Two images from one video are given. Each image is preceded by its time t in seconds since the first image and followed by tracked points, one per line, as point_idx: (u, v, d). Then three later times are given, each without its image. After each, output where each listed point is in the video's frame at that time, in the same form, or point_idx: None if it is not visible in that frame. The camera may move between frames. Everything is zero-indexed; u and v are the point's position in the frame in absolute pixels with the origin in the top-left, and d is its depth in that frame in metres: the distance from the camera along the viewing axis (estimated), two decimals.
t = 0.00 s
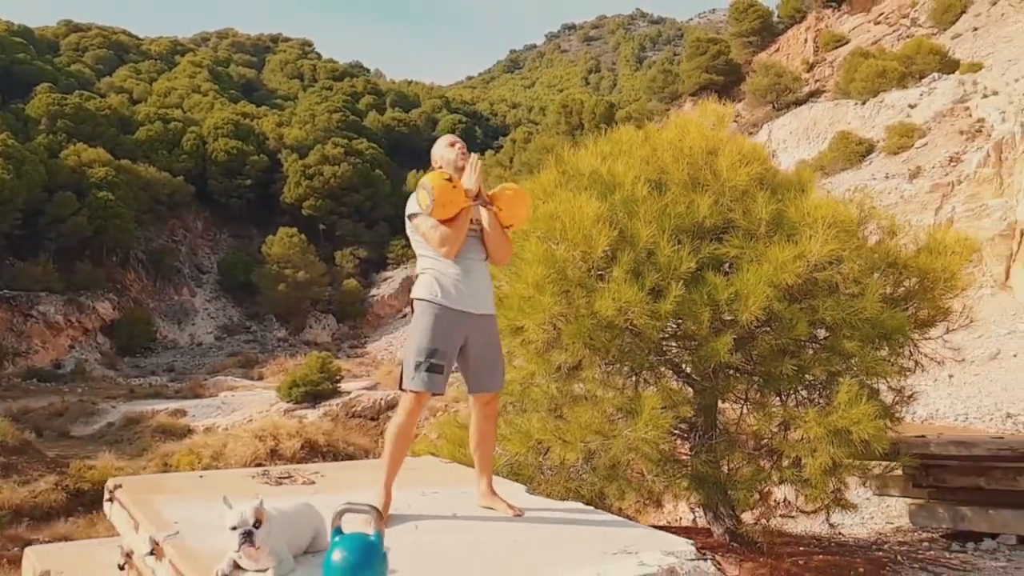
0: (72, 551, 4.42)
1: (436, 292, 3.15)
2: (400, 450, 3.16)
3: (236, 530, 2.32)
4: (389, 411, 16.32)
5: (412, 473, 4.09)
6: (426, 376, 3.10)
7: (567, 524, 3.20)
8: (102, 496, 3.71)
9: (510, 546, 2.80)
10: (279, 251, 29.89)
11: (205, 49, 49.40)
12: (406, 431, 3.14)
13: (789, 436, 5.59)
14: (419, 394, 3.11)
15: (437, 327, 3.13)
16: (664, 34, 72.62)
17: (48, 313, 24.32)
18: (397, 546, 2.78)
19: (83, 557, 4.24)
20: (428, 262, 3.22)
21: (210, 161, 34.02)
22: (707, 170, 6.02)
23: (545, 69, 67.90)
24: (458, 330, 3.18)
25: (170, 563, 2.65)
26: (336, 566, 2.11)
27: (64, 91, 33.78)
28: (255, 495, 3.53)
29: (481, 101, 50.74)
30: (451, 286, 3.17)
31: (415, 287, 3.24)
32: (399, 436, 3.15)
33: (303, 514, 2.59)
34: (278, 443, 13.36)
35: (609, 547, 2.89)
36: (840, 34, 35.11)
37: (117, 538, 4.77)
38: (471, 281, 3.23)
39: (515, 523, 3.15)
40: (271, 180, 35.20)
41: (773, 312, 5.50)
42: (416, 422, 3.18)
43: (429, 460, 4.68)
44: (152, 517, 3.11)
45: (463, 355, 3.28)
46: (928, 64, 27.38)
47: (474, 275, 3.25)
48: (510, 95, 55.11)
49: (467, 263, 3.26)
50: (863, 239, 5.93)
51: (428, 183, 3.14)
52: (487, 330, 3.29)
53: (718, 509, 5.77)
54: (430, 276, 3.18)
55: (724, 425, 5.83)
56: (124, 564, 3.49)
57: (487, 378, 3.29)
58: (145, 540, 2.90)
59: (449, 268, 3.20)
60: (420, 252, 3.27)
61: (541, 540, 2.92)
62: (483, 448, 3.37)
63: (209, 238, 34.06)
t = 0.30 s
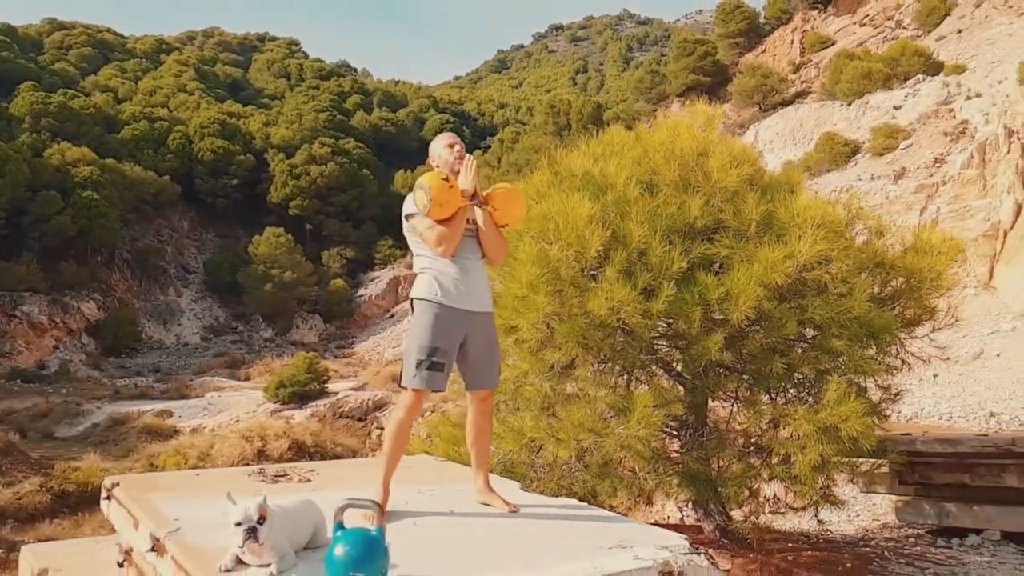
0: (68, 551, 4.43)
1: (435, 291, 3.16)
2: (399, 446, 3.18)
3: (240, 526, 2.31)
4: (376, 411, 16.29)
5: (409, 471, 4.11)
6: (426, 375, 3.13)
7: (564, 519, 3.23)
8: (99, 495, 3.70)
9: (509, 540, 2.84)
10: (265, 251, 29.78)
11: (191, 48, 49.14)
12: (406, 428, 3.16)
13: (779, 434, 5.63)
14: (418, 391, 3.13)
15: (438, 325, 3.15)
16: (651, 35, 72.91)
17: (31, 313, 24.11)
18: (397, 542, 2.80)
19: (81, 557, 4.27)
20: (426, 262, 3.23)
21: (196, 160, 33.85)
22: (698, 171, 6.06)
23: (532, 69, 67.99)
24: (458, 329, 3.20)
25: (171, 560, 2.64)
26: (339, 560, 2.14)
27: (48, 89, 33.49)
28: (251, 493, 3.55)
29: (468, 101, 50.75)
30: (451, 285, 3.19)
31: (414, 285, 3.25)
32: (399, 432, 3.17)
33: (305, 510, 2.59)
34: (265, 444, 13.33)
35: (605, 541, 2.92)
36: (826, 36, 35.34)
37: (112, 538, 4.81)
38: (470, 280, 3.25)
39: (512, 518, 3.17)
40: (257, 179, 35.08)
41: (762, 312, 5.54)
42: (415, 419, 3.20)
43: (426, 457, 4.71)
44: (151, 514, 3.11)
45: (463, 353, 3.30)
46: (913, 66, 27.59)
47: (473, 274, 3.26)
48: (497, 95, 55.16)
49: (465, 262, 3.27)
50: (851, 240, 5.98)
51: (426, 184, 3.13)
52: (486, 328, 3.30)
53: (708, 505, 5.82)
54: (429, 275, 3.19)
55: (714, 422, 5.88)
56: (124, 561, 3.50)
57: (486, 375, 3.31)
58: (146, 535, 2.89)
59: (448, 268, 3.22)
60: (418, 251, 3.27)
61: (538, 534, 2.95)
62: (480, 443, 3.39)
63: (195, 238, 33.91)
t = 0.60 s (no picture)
0: (65, 550, 4.45)
1: (433, 291, 3.18)
2: (398, 444, 3.20)
3: (243, 524, 2.34)
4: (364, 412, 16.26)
5: (405, 469, 4.14)
6: (426, 373, 3.15)
7: (561, 515, 3.26)
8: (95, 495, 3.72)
9: (508, 535, 2.87)
10: (251, 250, 29.65)
11: (176, 45, 48.82)
12: (405, 426, 3.18)
13: (768, 432, 5.69)
14: (417, 390, 3.15)
15: (437, 323, 3.17)
16: (639, 35, 73.11)
17: (14, 313, 23.89)
18: (397, 538, 2.83)
19: (80, 555, 4.30)
20: (424, 263, 3.26)
21: (182, 159, 33.67)
22: (690, 173, 6.09)
23: (520, 69, 68.00)
24: (457, 328, 3.22)
25: (174, 557, 2.66)
26: (343, 555, 2.18)
27: (31, 87, 33.20)
28: (248, 492, 3.58)
29: (456, 100, 50.72)
30: (450, 284, 3.21)
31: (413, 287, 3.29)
32: (398, 429, 3.19)
33: (308, 506, 2.60)
34: (252, 445, 13.24)
35: (603, 536, 2.95)
36: (813, 38, 35.56)
37: (110, 537, 4.84)
38: (468, 280, 3.27)
39: (510, 515, 3.20)
40: (244, 178, 34.95)
41: (753, 312, 5.58)
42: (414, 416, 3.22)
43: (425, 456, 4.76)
44: (150, 511, 3.14)
45: (462, 351, 3.33)
46: (897, 68, 27.83)
47: (471, 274, 3.29)
48: (485, 95, 55.17)
49: (463, 262, 3.30)
50: (840, 241, 6.04)
51: (422, 188, 3.15)
52: (484, 327, 3.33)
53: (699, 502, 5.87)
54: (427, 275, 3.22)
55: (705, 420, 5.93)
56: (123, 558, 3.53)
57: (485, 373, 3.34)
58: (147, 533, 2.91)
59: (446, 268, 3.24)
60: (417, 253, 3.29)
61: (535, 530, 2.98)
62: (478, 441, 3.42)
63: (181, 237, 33.70)
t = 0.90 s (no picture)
0: (63, 549, 4.47)
1: (432, 289, 3.20)
2: (395, 441, 3.21)
3: (246, 523, 2.35)
4: (352, 412, 16.23)
5: (403, 468, 4.17)
6: (423, 370, 3.15)
7: (558, 513, 3.28)
8: (94, 494, 3.75)
9: (507, 533, 2.88)
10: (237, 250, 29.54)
11: (162, 43, 48.55)
12: (402, 423, 3.20)
13: (760, 430, 5.71)
14: (415, 386, 3.16)
15: (435, 320, 3.18)
16: (626, 36, 73.30)
17: None
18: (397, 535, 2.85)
19: (79, 554, 4.32)
20: (422, 262, 3.28)
21: (167, 158, 33.46)
22: (682, 175, 6.13)
23: (508, 69, 68.02)
24: (455, 326, 3.23)
25: (176, 555, 2.67)
26: (347, 552, 2.20)
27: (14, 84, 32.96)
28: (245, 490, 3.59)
29: (444, 100, 50.69)
30: (447, 283, 3.22)
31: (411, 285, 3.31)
32: (395, 426, 3.21)
33: (310, 504, 2.61)
34: (239, 445, 13.15)
35: (599, 534, 2.96)
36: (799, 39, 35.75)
37: (107, 535, 4.85)
38: (466, 278, 3.29)
39: (507, 513, 3.21)
40: (230, 177, 34.82)
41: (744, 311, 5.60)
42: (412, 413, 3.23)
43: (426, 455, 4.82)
44: (149, 509, 3.16)
45: (459, 349, 3.35)
46: (883, 70, 28.05)
47: (468, 273, 3.31)
48: (473, 94, 55.17)
49: (462, 261, 3.32)
50: (830, 242, 6.09)
51: (422, 187, 3.16)
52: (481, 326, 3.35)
53: (690, 500, 5.90)
54: (426, 274, 3.24)
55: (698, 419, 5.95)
56: (122, 556, 3.55)
57: (481, 370, 3.36)
58: (147, 531, 2.93)
59: (444, 267, 3.26)
60: (416, 252, 3.31)
61: (532, 527, 3.00)
62: (476, 438, 3.44)
63: (166, 237, 33.49)
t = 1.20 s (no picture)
0: (57, 549, 4.44)
1: (433, 288, 3.22)
2: (395, 438, 3.22)
3: (248, 523, 2.36)
4: (339, 411, 16.21)
5: (400, 467, 4.17)
6: (424, 368, 3.16)
7: (556, 511, 3.30)
8: (91, 494, 3.75)
9: (507, 530, 2.91)
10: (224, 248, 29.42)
11: (148, 40, 48.24)
12: (402, 419, 3.21)
13: (752, 430, 5.73)
14: (415, 385, 3.17)
15: (436, 320, 3.20)
16: (614, 36, 73.48)
17: None
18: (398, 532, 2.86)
19: (74, 553, 4.31)
20: (424, 261, 3.30)
21: (153, 156, 33.27)
22: (676, 177, 6.16)
23: (497, 68, 68.04)
24: (455, 325, 3.25)
25: (179, 553, 2.67)
26: (351, 549, 2.21)
27: None
28: (242, 489, 3.60)
29: (432, 99, 50.64)
30: (448, 282, 3.24)
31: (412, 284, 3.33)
32: (395, 424, 3.23)
33: (312, 502, 2.62)
34: (226, 444, 13.06)
35: (599, 531, 2.99)
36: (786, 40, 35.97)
37: (102, 535, 4.82)
38: (467, 277, 3.31)
39: (506, 512, 3.23)
40: (216, 176, 34.72)
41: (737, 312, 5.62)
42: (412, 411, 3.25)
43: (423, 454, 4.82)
44: (148, 508, 3.16)
45: (459, 349, 3.36)
46: (869, 71, 28.29)
47: (469, 271, 3.33)
48: (461, 94, 55.16)
49: (463, 261, 3.33)
50: (820, 244, 6.14)
51: (422, 187, 3.18)
52: (480, 324, 3.36)
53: (683, 498, 5.91)
54: (427, 273, 3.26)
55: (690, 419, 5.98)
56: (122, 555, 3.54)
57: (481, 369, 3.38)
58: (149, 530, 2.93)
59: (445, 267, 3.27)
60: (417, 251, 3.33)
61: (531, 524, 3.02)
62: (476, 436, 3.46)
63: (152, 235, 33.26)
